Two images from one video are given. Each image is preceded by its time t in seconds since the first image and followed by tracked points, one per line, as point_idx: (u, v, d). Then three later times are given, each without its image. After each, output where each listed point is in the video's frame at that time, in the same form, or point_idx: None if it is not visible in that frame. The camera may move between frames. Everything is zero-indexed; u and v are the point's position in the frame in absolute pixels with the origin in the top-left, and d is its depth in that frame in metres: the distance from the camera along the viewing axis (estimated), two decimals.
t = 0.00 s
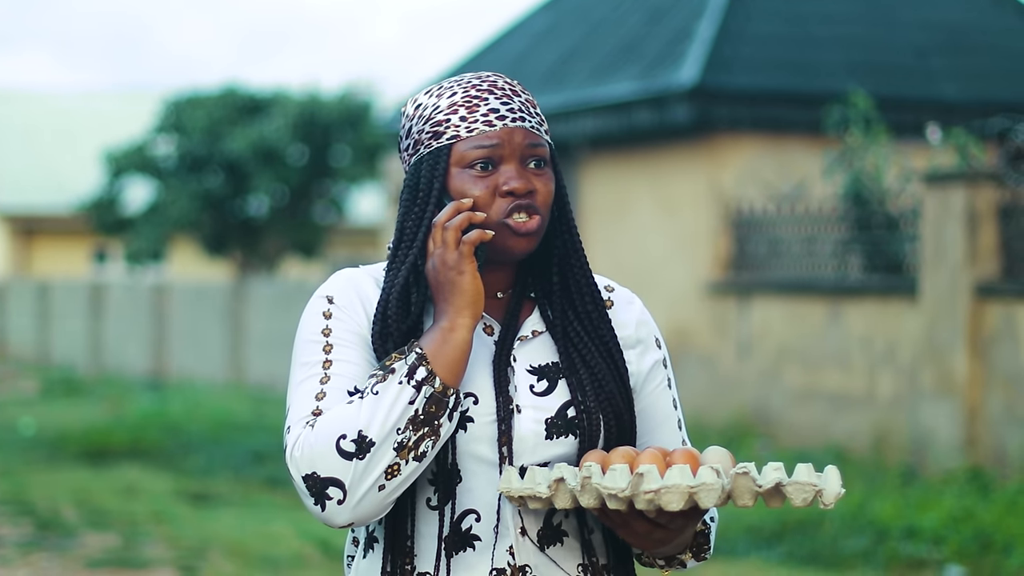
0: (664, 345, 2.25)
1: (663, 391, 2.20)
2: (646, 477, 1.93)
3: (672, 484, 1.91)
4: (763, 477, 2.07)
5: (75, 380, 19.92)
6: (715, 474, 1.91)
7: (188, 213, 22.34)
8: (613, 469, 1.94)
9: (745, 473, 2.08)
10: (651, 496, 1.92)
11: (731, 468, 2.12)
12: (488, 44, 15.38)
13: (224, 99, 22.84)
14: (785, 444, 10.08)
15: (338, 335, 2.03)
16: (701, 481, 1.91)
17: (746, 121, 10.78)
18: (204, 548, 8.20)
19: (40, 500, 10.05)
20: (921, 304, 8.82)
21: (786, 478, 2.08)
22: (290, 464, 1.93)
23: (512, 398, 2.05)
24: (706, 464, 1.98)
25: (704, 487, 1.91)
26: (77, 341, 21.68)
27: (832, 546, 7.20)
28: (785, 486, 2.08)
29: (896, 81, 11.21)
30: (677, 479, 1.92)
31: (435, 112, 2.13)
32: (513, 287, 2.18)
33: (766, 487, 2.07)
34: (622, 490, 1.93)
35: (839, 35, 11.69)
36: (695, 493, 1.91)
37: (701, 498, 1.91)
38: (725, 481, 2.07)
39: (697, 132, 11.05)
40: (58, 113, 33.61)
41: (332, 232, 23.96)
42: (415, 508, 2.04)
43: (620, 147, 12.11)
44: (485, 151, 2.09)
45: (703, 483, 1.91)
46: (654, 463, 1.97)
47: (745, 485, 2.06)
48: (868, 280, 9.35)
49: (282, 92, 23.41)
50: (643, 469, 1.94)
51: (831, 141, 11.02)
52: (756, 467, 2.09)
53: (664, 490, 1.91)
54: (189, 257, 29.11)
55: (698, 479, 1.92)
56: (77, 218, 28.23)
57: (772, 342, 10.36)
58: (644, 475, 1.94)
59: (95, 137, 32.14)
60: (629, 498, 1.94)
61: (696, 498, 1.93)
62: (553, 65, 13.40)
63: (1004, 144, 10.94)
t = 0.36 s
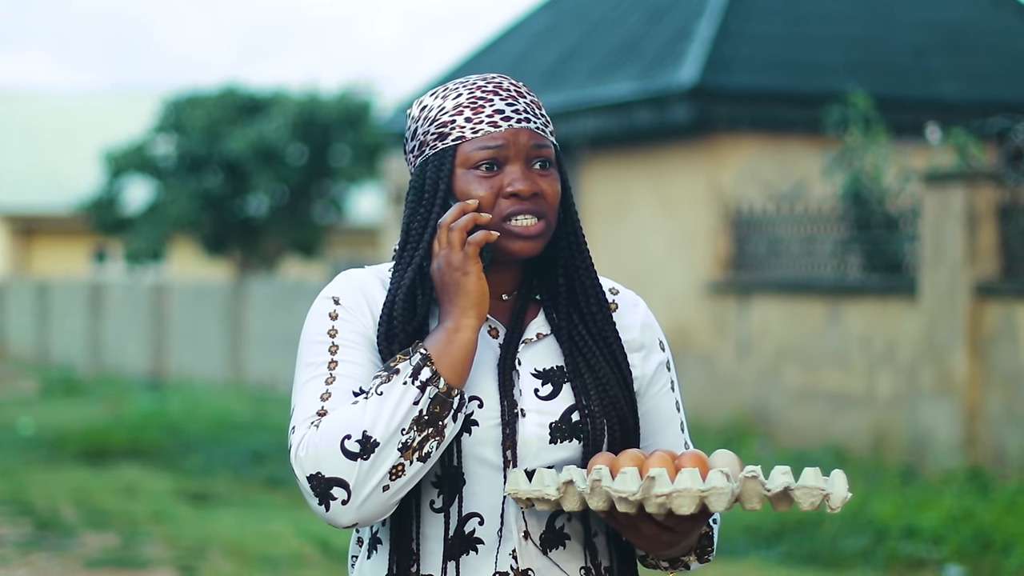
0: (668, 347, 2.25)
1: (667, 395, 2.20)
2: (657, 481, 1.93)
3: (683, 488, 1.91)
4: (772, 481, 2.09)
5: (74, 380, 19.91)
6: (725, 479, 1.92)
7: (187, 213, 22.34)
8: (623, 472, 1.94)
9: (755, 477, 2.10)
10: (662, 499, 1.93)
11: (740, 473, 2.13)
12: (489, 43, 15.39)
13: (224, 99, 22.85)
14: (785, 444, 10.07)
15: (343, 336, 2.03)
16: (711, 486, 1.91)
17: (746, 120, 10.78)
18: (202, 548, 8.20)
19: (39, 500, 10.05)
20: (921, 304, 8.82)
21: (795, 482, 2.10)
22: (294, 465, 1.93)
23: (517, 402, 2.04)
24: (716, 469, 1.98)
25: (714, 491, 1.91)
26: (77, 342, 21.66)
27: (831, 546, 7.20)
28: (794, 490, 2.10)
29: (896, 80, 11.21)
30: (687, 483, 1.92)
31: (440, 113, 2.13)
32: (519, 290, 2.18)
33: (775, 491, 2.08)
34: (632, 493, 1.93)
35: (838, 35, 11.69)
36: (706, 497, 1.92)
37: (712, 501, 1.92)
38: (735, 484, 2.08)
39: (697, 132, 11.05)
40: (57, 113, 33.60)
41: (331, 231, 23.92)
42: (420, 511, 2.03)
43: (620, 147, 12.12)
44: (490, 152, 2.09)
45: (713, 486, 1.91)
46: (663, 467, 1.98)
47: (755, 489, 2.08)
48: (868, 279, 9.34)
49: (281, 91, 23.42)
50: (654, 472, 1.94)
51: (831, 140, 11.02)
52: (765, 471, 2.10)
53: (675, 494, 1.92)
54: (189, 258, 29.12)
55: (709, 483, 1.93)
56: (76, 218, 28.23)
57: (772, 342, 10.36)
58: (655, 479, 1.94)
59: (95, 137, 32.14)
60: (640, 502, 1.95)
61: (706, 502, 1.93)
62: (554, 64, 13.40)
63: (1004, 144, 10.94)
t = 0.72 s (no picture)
0: (647, 345, 2.27)
1: (645, 390, 2.22)
2: (648, 477, 1.90)
3: (675, 485, 1.88)
4: (761, 478, 2.02)
5: (76, 379, 19.94)
6: (716, 475, 1.89)
7: (189, 213, 22.38)
8: (612, 469, 1.91)
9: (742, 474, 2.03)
10: (654, 495, 1.90)
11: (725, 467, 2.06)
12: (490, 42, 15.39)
13: (225, 98, 22.84)
14: (786, 444, 10.07)
15: (322, 330, 2.02)
16: (702, 482, 1.89)
17: (748, 120, 10.77)
18: (204, 547, 8.20)
19: (40, 499, 10.06)
20: (922, 304, 8.81)
21: (782, 479, 2.03)
22: (272, 461, 1.92)
23: (496, 398, 2.03)
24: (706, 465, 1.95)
25: (706, 487, 1.89)
26: (79, 341, 21.67)
27: (832, 545, 7.20)
28: (782, 487, 2.02)
29: (897, 80, 11.20)
30: (679, 480, 1.89)
31: (421, 107, 2.12)
32: (499, 285, 2.17)
33: (763, 488, 2.02)
34: (624, 490, 1.90)
35: (840, 34, 11.68)
36: (697, 494, 1.89)
37: (702, 498, 1.89)
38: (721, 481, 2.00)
39: (698, 131, 11.03)
40: (58, 112, 33.63)
41: (333, 231, 23.86)
42: (398, 507, 2.02)
43: (621, 147, 12.12)
44: (472, 147, 2.08)
45: (704, 482, 1.89)
46: (653, 464, 1.94)
47: (743, 486, 2.00)
48: (869, 279, 9.34)
49: (282, 91, 23.43)
50: (644, 469, 1.91)
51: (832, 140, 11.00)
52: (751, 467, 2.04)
53: (667, 491, 1.88)
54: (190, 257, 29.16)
55: (699, 480, 1.90)
56: (77, 218, 28.25)
57: (773, 342, 10.35)
58: (646, 475, 1.91)
59: (96, 136, 32.15)
60: (630, 498, 1.91)
61: (698, 498, 1.90)
62: (555, 64, 13.40)
63: (1005, 144, 10.93)
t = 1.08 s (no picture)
0: (613, 344, 2.27)
1: (611, 389, 2.22)
2: (606, 481, 1.91)
3: (632, 489, 1.90)
4: (720, 481, 2.02)
5: (79, 379, 19.98)
6: (674, 478, 1.91)
7: (190, 212, 22.48)
8: (571, 472, 1.92)
9: (702, 477, 2.02)
10: (611, 499, 1.91)
11: (686, 471, 2.05)
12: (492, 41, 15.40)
13: (226, 98, 22.84)
14: (788, 443, 10.08)
15: (282, 329, 2.03)
16: (661, 486, 1.91)
17: (750, 119, 10.74)
18: (206, 547, 8.21)
19: (42, 499, 10.07)
20: (923, 304, 8.82)
21: (742, 482, 2.03)
22: (230, 462, 1.93)
23: (458, 399, 2.05)
24: (666, 467, 1.96)
25: (664, 491, 1.91)
26: (82, 341, 21.68)
27: (834, 545, 7.20)
28: (742, 490, 2.02)
29: (899, 80, 11.19)
30: (636, 483, 1.91)
31: (387, 103, 2.11)
32: (463, 283, 2.18)
33: (723, 491, 2.01)
34: (582, 493, 1.91)
35: (841, 34, 11.68)
36: (655, 498, 1.91)
37: (661, 501, 1.91)
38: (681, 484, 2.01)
39: (700, 131, 11.02)
40: (60, 112, 33.67)
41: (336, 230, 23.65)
42: (357, 508, 2.04)
43: (623, 146, 12.12)
44: (438, 145, 2.08)
45: (662, 486, 1.91)
46: (611, 467, 1.95)
47: (703, 489, 2.01)
48: (871, 279, 9.34)
49: (284, 91, 23.43)
50: (603, 473, 1.92)
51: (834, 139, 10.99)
52: (712, 470, 2.03)
53: (624, 495, 1.90)
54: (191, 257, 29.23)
55: (658, 483, 1.92)
56: (79, 217, 28.25)
57: (775, 341, 10.36)
58: (604, 479, 1.92)
59: (98, 136, 32.15)
60: (589, 501, 1.92)
61: (656, 501, 1.92)
62: (557, 63, 13.40)
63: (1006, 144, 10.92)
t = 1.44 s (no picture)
0: (585, 343, 2.27)
1: (583, 389, 2.23)
2: (573, 486, 1.90)
3: (597, 495, 1.88)
4: (689, 485, 2.02)
5: (79, 379, 19.97)
6: (641, 483, 1.90)
7: (190, 213, 22.51)
8: (538, 477, 1.92)
9: (671, 480, 2.01)
10: (577, 505, 1.89)
11: (655, 473, 2.05)
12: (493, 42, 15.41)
13: (226, 99, 22.85)
14: (788, 444, 10.08)
15: (250, 331, 2.04)
16: (627, 490, 1.89)
17: (750, 120, 10.72)
18: (205, 547, 8.22)
19: (42, 499, 10.08)
20: (923, 304, 8.82)
21: (712, 484, 2.03)
22: (196, 465, 1.94)
23: (426, 403, 2.07)
24: (633, 471, 1.95)
25: (631, 495, 1.89)
26: (82, 342, 21.67)
27: (834, 546, 7.19)
28: (711, 493, 2.03)
29: (899, 80, 11.19)
30: (603, 489, 1.89)
31: (356, 104, 2.11)
32: (432, 286, 2.19)
33: (691, 494, 2.01)
34: (548, 498, 1.91)
35: (841, 34, 11.67)
36: (621, 503, 1.89)
37: (627, 506, 1.90)
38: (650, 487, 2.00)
39: (701, 132, 11.02)
40: (60, 113, 33.72)
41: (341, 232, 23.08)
42: (325, 511, 2.07)
43: (623, 147, 12.12)
44: (406, 148, 2.08)
45: (629, 491, 1.89)
46: (579, 471, 1.94)
47: (671, 492, 2.00)
48: (871, 280, 9.33)
49: (284, 92, 23.42)
50: (569, 478, 1.90)
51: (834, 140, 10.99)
52: (682, 472, 2.03)
53: (590, 500, 1.89)
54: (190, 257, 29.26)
55: (625, 488, 1.90)
56: (79, 217, 28.26)
57: (775, 342, 10.35)
58: (571, 484, 1.90)
59: (99, 137, 32.13)
60: (555, 506, 1.92)
61: (622, 506, 1.90)
62: (557, 64, 13.40)
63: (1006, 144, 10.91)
